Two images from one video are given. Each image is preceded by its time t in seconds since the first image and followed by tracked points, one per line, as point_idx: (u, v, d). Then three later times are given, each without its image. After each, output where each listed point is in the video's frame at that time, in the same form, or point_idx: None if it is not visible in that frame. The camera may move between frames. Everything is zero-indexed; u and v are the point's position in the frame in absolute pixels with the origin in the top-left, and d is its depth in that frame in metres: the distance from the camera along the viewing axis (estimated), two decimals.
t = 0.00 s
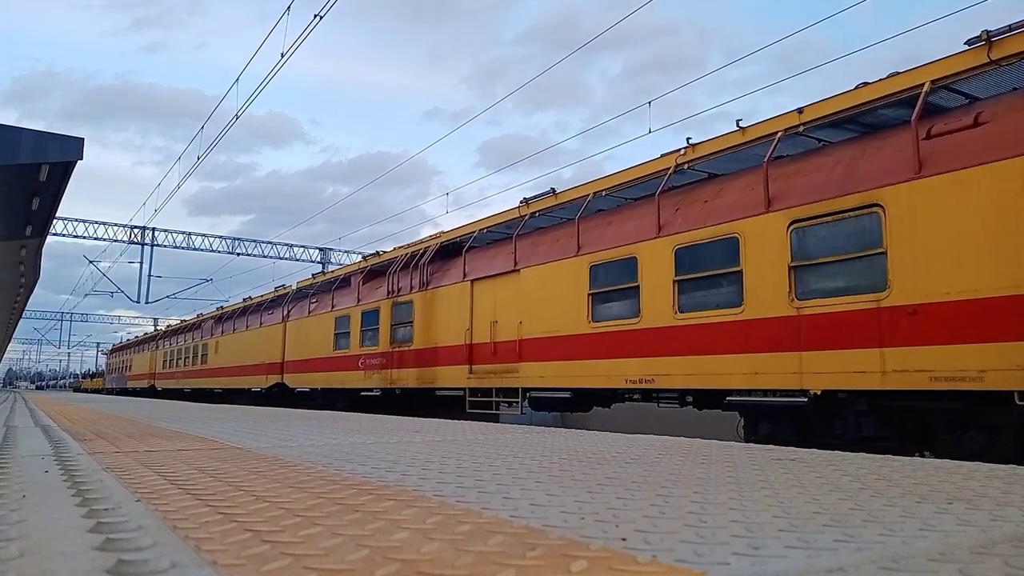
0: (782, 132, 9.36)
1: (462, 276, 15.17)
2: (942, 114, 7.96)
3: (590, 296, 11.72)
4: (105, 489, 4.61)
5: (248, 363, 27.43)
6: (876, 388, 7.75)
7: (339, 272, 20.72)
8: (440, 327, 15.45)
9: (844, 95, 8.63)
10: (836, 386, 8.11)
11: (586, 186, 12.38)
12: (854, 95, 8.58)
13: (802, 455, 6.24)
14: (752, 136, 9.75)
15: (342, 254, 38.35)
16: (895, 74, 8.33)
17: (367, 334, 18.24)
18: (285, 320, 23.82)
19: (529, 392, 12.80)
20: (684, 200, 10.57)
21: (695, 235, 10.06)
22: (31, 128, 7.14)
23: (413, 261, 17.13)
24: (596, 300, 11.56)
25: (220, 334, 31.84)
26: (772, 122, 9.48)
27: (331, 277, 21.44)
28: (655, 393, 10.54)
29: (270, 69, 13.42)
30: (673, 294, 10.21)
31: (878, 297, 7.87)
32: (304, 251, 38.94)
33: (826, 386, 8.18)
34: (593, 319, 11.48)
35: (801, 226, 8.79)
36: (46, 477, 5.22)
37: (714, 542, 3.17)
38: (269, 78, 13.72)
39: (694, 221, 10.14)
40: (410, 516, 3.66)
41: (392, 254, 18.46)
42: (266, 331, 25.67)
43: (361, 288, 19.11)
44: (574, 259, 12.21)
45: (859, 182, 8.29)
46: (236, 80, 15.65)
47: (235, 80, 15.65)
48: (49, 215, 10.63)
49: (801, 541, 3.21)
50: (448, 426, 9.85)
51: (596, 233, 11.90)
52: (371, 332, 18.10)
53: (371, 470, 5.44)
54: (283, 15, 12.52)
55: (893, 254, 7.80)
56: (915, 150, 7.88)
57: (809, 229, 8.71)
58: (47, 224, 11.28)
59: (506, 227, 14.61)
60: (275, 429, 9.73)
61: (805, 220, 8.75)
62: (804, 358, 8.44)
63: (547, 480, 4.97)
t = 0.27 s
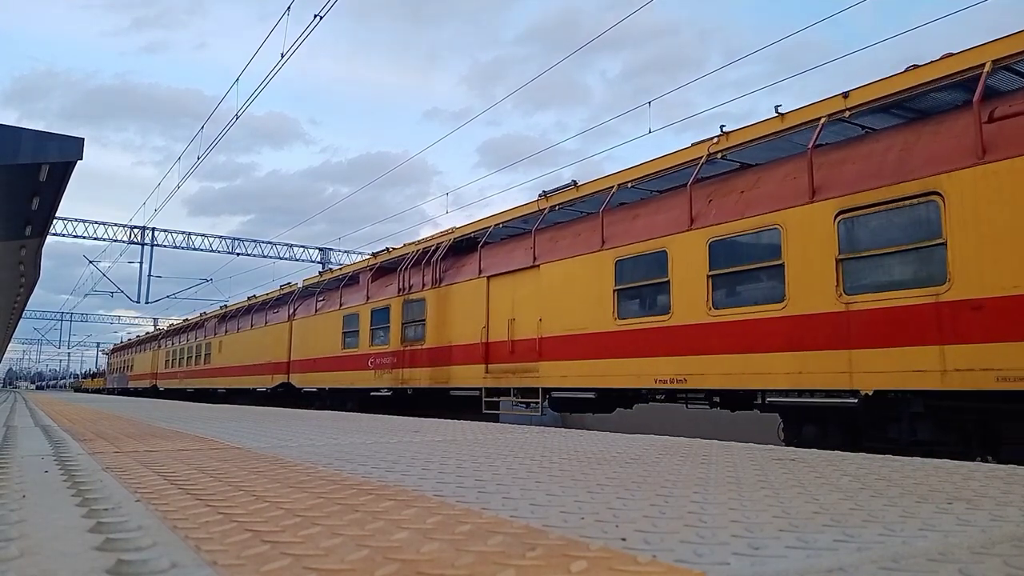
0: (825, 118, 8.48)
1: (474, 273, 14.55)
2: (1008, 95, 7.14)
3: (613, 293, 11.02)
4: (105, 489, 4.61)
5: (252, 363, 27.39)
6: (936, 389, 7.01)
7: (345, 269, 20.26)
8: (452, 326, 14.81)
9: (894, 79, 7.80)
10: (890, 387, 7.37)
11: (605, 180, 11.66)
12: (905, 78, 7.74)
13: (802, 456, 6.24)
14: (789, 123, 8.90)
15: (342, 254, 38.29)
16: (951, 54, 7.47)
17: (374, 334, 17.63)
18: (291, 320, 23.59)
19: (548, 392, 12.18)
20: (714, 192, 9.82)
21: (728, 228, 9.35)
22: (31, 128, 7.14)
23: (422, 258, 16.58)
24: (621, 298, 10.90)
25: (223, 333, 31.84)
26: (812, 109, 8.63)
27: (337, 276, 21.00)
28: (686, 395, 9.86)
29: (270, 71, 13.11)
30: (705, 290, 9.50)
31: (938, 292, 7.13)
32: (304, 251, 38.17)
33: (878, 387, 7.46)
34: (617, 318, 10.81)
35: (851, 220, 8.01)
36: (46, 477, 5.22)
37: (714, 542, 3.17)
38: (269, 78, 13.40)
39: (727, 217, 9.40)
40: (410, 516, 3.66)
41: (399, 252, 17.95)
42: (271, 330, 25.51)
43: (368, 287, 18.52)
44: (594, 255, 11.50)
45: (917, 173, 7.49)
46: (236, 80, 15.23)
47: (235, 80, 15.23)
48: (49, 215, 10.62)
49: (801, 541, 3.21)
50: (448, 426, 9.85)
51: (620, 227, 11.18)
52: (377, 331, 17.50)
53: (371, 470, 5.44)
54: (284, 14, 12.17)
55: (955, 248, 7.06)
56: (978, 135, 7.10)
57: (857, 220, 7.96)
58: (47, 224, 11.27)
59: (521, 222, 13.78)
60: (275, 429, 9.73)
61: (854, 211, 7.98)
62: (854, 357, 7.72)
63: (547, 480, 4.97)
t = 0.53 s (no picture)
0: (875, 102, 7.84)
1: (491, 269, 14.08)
2: None
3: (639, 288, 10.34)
4: (105, 489, 4.61)
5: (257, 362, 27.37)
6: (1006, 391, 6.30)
7: (357, 266, 19.97)
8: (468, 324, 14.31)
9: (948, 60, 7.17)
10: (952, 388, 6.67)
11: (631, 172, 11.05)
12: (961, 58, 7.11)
13: (802, 456, 6.25)
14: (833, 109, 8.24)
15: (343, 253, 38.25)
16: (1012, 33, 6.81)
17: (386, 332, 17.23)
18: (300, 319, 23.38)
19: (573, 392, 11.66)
20: (751, 182, 9.11)
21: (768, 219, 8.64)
22: (31, 128, 7.14)
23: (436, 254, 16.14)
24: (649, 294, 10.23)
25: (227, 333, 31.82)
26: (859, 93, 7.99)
27: (349, 273, 20.67)
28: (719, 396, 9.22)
29: (271, 72, 12.51)
30: (743, 284, 8.78)
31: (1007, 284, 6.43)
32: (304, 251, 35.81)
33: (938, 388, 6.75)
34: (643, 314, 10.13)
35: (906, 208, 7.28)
36: (46, 477, 5.22)
37: (714, 542, 3.17)
38: (268, 78, 12.71)
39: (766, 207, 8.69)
40: (410, 516, 3.66)
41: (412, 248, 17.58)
42: (278, 329, 25.35)
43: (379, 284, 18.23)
44: (618, 250, 10.86)
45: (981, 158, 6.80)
46: (236, 80, 14.42)
47: (235, 80, 14.42)
48: (49, 215, 10.61)
49: (801, 541, 3.21)
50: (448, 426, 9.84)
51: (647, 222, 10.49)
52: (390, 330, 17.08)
53: (371, 471, 5.44)
54: (284, 14, 11.50)
55: None
56: None
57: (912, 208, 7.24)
58: (47, 224, 11.27)
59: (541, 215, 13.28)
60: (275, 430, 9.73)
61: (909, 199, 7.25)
62: (909, 355, 6.99)
63: (547, 480, 4.97)
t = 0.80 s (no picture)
0: (922, 87, 7.66)
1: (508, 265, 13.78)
2: None
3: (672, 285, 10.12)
4: (105, 489, 4.62)
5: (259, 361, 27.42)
6: None
7: (368, 264, 19.80)
8: (484, 322, 14.03)
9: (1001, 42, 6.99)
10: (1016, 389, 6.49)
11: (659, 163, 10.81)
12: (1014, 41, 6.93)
13: (802, 456, 6.24)
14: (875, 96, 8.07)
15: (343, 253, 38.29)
16: None
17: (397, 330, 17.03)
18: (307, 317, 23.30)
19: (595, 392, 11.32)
20: (790, 173, 8.93)
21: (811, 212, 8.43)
22: (30, 129, 7.15)
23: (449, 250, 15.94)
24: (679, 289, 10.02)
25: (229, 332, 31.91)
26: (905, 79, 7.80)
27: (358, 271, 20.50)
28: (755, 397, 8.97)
29: (270, 69, 12.94)
30: (783, 279, 8.62)
31: None
32: (304, 251, 37.80)
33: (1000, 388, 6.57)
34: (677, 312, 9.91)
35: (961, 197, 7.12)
36: (46, 477, 5.22)
37: (714, 542, 3.17)
38: (268, 77, 13.17)
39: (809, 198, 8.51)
40: (410, 516, 3.65)
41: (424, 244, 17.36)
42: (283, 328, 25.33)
43: (390, 281, 18.00)
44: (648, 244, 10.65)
45: None
46: (236, 80, 15.01)
47: (235, 80, 15.01)
48: (49, 215, 10.63)
49: (801, 541, 3.21)
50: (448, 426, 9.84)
51: (676, 214, 10.33)
52: (400, 329, 16.87)
53: (371, 470, 5.44)
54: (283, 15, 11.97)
55: None
56: None
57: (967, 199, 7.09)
58: (47, 224, 11.28)
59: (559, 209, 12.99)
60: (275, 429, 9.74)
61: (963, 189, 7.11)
62: (967, 351, 6.82)
63: (547, 480, 4.96)
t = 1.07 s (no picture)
0: (984, 66, 6.95)
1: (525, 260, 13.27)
2: None
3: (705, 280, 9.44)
4: (105, 489, 4.61)
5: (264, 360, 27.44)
6: None
7: (379, 261, 19.61)
8: (502, 320, 13.50)
9: None
10: None
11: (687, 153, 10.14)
12: None
13: (803, 456, 6.24)
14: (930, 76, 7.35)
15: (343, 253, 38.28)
16: None
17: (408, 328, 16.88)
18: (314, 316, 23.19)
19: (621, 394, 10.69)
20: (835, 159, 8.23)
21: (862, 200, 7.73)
22: (30, 128, 7.15)
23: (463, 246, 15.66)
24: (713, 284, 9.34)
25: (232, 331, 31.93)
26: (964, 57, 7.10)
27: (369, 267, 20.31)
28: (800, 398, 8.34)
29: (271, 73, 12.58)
30: (829, 274, 7.93)
31: None
32: (304, 251, 35.28)
33: None
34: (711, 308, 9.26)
35: None
36: (46, 477, 5.22)
37: (714, 542, 3.17)
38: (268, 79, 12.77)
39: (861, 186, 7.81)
40: (410, 516, 3.65)
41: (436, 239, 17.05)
42: (290, 327, 25.27)
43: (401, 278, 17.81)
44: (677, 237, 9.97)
45: None
46: (236, 80, 14.39)
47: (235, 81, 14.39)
48: (49, 215, 10.61)
49: (801, 541, 3.21)
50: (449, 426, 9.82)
51: (709, 206, 9.61)
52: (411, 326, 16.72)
53: (371, 470, 5.43)
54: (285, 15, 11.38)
55: None
56: None
57: None
58: (47, 224, 11.26)
59: (580, 201, 12.30)
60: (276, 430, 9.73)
61: None
62: None
63: (548, 480, 4.96)
